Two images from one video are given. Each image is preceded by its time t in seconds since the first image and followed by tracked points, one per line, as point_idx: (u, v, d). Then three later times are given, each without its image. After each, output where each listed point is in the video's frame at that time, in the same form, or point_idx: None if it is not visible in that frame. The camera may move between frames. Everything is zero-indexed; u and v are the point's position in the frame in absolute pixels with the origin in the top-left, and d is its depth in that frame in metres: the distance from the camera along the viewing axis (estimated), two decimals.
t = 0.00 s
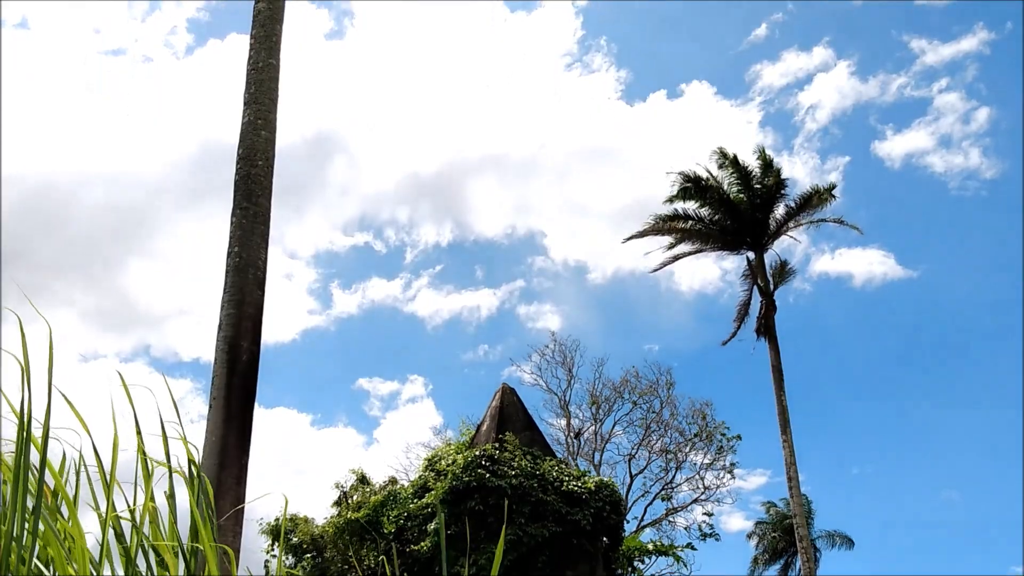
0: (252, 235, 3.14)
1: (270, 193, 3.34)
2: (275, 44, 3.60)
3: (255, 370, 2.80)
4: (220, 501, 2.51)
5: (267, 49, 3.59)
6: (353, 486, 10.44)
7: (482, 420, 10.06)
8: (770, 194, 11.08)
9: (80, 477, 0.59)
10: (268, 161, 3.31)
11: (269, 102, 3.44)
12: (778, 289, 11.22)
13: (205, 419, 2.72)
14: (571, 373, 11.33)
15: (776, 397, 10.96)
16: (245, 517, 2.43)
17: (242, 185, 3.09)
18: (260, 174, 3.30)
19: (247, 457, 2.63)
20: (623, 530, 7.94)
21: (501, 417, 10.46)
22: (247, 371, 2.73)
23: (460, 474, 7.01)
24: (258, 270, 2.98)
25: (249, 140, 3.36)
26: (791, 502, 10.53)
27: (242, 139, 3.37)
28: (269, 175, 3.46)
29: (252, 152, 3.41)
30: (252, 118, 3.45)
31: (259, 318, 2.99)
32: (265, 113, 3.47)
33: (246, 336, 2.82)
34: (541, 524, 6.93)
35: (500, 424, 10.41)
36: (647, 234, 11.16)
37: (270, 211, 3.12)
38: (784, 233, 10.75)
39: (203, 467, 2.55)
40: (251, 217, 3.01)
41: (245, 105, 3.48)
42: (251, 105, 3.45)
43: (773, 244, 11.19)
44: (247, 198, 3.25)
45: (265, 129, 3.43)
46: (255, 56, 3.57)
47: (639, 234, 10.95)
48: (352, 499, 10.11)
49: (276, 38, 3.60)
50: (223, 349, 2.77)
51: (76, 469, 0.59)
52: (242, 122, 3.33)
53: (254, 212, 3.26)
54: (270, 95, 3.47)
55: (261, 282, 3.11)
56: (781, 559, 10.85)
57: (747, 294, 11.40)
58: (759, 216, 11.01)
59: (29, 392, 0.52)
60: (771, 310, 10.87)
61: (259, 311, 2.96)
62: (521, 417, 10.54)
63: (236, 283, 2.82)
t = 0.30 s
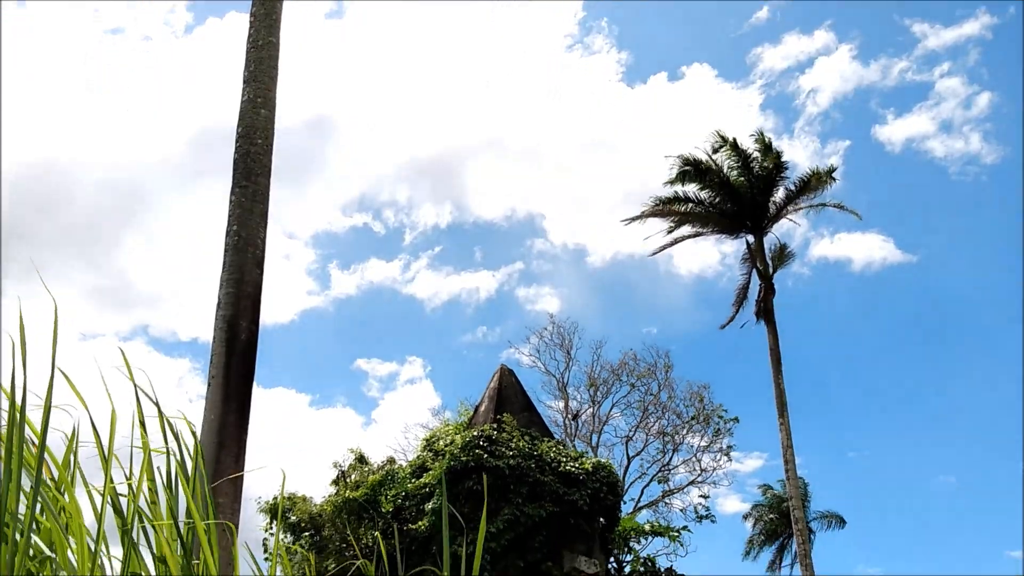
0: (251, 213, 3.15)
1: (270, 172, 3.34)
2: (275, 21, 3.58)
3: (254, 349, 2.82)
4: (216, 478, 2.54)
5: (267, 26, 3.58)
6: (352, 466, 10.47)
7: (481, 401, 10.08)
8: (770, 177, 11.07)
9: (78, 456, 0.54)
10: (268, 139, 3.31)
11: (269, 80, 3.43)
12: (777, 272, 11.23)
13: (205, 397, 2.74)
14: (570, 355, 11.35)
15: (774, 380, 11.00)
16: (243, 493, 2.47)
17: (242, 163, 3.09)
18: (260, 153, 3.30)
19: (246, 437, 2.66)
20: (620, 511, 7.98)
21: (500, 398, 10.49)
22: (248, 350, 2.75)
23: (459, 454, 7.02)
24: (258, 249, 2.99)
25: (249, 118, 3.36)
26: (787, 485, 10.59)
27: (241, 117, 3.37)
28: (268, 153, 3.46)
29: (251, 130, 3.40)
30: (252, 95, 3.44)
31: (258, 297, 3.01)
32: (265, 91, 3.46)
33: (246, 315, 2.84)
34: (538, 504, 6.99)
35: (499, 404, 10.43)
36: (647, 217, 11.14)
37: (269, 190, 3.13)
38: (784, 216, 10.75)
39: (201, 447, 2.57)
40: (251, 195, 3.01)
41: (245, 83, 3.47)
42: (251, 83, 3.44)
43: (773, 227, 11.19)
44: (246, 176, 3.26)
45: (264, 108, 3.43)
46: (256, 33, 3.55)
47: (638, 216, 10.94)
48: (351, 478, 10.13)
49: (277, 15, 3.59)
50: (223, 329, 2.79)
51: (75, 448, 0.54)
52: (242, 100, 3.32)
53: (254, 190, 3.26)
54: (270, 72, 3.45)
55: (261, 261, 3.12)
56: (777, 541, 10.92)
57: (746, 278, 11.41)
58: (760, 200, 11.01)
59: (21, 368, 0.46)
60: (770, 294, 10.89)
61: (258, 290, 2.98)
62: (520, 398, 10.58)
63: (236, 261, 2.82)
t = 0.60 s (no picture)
0: (247, 185, 3.22)
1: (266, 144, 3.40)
2: None
3: (249, 321, 2.93)
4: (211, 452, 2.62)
5: None
6: (347, 439, 10.50)
7: (476, 375, 10.11)
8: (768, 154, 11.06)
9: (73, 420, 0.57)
10: (263, 111, 3.38)
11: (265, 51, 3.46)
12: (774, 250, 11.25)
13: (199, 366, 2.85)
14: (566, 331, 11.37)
15: (769, 358, 11.03)
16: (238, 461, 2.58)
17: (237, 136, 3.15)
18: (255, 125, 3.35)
19: (241, 408, 2.77)
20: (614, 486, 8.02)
21: (496, 373, 10.52)
22: (242, 323, 2.85)
23: (454, 428, 7.02)
24: (253, 222, 3.07)
25: (245, 90, 3.40)
26: (780, 462, 10.66)
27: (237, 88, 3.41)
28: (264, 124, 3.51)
29: (249, 102, 3.45)
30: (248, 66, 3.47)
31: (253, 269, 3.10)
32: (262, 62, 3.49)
33: (240, 288, 2.94)
34: (533, 478, 6.99)
35: (494, 379, 10.46)
36: (645, 194, 11.13)
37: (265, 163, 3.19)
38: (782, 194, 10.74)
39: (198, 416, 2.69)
40: (247, 169, 3.07)
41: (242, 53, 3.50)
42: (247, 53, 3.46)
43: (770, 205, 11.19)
44: (242, 147, 3.32)
45: (260, 79, 3.47)
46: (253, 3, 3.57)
47: (636, 193, 10.92)
48: (347, 451, 10.16)
49: None
50: (218, 301, 2.89)
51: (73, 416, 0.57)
52: (239, 71, 3.36)
53: (249, 162, 3.33)
54: (266, 44, 3.48)
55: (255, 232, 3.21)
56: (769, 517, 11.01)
57: (743, 255, 11.42)
58: (757, 177, 10.99)
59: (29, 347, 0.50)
60: (767, 271, 10.91)
61: (253, 262, 3.07)
62: (516, 373, 10.61)
63: (231, 235, 2.91)
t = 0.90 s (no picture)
0: (236, 150, 3.23)
1: (255, 108, 3.41)
2: None
3: (236, 289, 2.94)
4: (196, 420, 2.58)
5: None
6: (335, 408, 10.43)
7: (464, 346, 10.06)
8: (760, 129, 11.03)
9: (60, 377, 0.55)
10: (253, 78, 3.38)
11: (254, 16, 3.45)
12: (764, 225, 11.25)
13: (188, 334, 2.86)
14: (555, 303, 11.33)
15: (757, 332, 11.04)
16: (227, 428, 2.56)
17: (225, 100, 3.15)
18: (245, 89, 3.35)
19: (227, 378, 2.75)
20: (601, 457, 8.02)
21: (484, 344, 10.47)
22: (230, 289, 2.87)
23: (442, 399, 6.96)
24: (241, 188, 3.09)
25: (235, 55, 3.41)
26: (766, 436, 10.70)
27: (227, 54, 3.41)
28: (254, 90, 3.52)
29: (238, 68, 3.46)
30: (238, 31, 3.47)
31: (242, 236, 3.11)
32: (251, 27, 3.48)
33: (229, 254, 2.95)
34: (520, 450, 6.95)
35: (483, 351, 10.43)
36: (636, 168, 11.06)
37: (253, 127, 3.19)
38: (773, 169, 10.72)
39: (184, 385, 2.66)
40: (235, 134, 3.08)
41: (232, 18, 3.50)
42: (236, 18, 3.46)
43: (761, 180, 11.17)
44: (231, 113, 3.32)
45: (250, 44, 3.47)
46: None
47: (628, 166, 10.85)
48: (334, 421, 10.09)
49: None
50: (205, 269, 2.90)
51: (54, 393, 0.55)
52: (228, 35, 3.36)
53: (239, 126, 3.33)
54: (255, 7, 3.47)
55: (244, 198, 3.22)
56: (754, 490, 11.08)
57: (733, 230, 11.42)
58: (749, 151, 10.97)
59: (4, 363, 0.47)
60: (757, 246, 10.92)
61: (242, 229, 3.09)
62: (504, 344, 10.57)
63: (218, 200, 2.93)
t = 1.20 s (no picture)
0: (225, 115, 3.46)
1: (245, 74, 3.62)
2: None
3: (224, 253, 3.21)
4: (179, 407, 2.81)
5: None
6: (324, 377, 10.38)
7: (454, 316, 10.03)
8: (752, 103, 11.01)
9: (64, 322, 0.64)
10: (243, 44, 3.57)
11: None
12: (755, 199, 11.26)
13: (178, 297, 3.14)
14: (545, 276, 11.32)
15: (747, 306, 11.07)
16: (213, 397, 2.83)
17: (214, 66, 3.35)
18: (234, 54, 3.56)
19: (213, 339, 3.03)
20: (589, 427, 8.02)
21: (474, 314, 10.45)
22: (218, 253, 3.14)
23: (431, 368, 6.93)
24: (229, 154, 3.34)
25: (224, 21, 3.60)
26: (753, 409, 10.75)
27: (217, 20, 3.61)
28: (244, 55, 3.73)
29: (228, 32, 3.66)
30: None
31: (230, 200, 3.36)
32: None
33: (217, 220, 3.21)
34: (508, 420, 6.93)
35: (472, 321, 10.40)
36: (628, 141, 11.02)
37: (240, 93, 3.41)
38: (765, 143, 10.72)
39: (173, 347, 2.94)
40: (223, 101, 3.30)
41: None
42: None
43: (753, 154, 11.16)
44: (220, 78, 3.54)
45: (239, 9, 3.67)
46: None
47: (620, 139, 10.81)
48: (323, 390, 10.04)
49: None
50: (195, 234, 3.16)
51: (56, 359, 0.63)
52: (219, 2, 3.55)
53: (228, 92, 3.55)
54: None
55: (233, 162, 3.46)
56: (740, 463, 11.16)
57: (724, 204, 11.42)
58: (742, 126, 10.95)
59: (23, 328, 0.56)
60: (747, 220, 10.95)
61: (230, 194, 3.34)
62: (494, 315, 10.54)
63: (207, 165, 3.17)
